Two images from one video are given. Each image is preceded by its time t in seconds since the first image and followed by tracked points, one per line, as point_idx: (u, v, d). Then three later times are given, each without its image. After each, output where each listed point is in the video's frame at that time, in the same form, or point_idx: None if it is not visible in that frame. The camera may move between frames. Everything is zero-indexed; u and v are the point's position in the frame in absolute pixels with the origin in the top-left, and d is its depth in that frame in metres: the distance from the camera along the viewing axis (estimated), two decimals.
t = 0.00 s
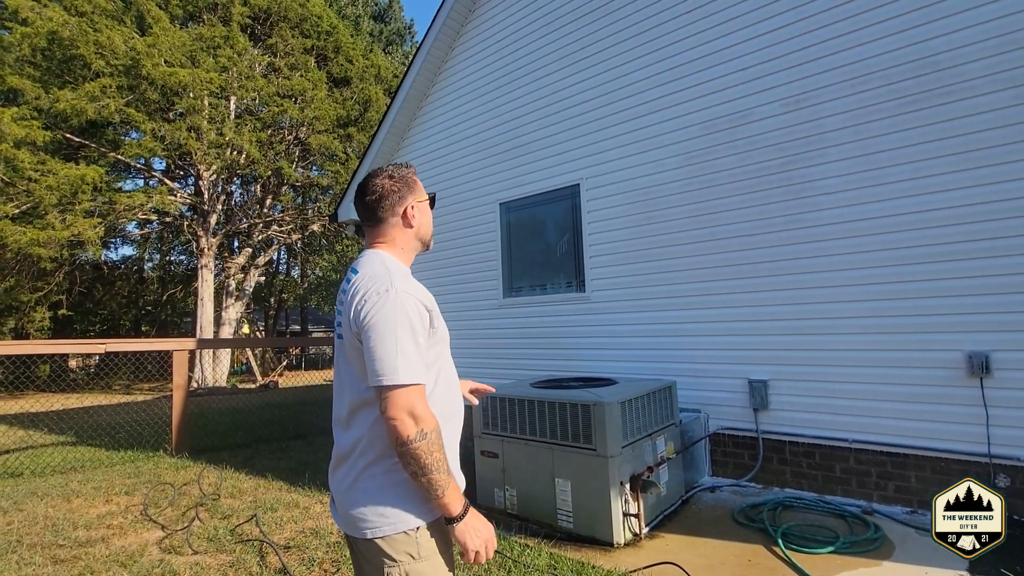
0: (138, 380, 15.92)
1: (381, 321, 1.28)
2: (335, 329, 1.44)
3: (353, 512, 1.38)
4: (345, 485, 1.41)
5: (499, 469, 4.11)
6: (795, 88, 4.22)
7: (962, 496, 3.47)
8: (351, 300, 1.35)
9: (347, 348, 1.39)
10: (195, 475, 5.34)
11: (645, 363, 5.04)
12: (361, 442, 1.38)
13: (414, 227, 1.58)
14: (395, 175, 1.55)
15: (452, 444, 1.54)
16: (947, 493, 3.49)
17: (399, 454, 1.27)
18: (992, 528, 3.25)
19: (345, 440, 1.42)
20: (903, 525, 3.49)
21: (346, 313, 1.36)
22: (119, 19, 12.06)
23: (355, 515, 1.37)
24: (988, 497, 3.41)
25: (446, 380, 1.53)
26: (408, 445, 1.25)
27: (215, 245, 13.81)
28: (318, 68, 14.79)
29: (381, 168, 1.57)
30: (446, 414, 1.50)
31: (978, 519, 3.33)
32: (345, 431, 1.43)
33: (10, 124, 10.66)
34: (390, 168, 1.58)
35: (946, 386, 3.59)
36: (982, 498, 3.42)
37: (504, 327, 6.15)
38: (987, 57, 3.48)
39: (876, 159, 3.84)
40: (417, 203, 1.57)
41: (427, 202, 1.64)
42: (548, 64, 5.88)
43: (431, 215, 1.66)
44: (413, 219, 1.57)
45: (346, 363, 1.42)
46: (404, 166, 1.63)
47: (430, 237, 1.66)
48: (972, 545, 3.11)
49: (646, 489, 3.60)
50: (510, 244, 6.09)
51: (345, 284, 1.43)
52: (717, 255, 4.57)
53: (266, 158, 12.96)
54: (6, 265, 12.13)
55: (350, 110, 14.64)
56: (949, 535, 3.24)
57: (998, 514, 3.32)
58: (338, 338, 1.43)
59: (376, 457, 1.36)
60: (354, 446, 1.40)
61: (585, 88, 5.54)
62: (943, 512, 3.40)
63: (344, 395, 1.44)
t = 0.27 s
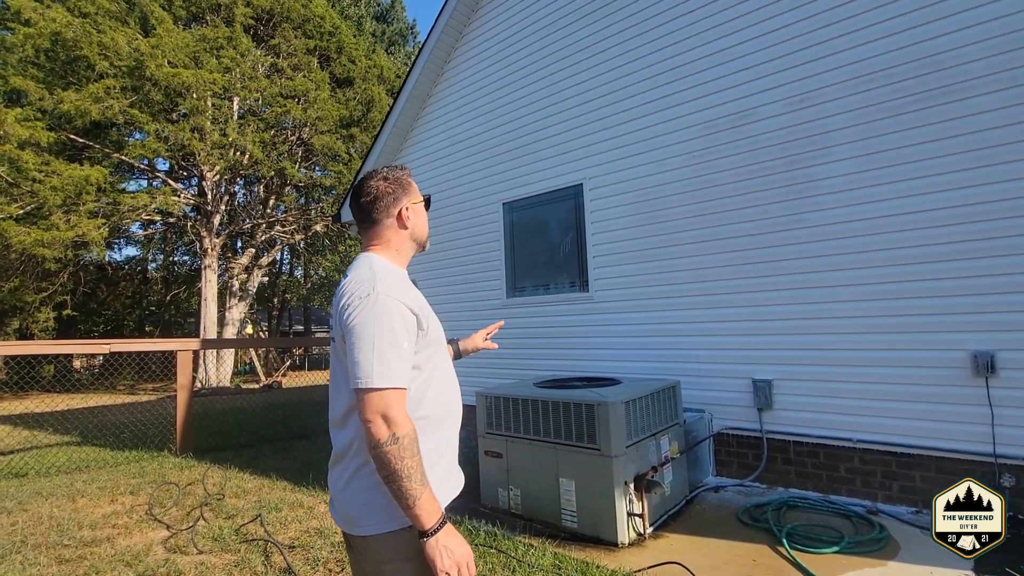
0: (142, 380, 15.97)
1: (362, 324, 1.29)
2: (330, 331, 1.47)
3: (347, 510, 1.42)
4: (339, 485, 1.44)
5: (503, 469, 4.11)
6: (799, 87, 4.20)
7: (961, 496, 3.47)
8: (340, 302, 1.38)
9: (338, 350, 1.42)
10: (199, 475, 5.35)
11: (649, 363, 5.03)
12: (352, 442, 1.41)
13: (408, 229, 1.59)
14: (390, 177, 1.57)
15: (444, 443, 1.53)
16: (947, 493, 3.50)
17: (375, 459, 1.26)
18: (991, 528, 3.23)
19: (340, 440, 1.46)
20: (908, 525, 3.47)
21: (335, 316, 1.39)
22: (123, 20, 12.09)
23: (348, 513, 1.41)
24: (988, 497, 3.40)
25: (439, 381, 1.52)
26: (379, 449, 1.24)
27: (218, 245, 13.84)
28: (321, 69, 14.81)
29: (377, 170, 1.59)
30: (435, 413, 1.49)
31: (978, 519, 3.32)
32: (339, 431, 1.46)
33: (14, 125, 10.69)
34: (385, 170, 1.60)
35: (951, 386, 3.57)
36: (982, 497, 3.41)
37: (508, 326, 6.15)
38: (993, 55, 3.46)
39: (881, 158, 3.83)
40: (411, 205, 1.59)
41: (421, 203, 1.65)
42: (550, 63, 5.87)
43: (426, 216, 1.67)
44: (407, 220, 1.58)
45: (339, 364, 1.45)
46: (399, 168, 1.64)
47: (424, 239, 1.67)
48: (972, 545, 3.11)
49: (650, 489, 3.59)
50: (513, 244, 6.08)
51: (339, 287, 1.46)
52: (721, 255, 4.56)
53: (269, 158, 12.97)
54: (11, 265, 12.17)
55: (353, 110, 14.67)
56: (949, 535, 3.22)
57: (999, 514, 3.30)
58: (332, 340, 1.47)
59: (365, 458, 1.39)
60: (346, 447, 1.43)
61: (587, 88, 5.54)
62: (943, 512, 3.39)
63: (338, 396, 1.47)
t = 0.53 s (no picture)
0: (146, 381, 16.00)
1: (339, 325, 1.30)
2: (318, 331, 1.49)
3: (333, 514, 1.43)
4: (327, 488, 1.46)
5: (506, 470, 4.10)
6: (802, 87, 4.19)
7: (961, 496, 3.47)
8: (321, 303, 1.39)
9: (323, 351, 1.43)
10: (203, 476, 5.36)
11: (652, 364, 5.02)
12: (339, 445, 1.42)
13: (388, 228, 1.59)
14: (369, 178, 1.60)
15: (438, 441, 1.53)
16: (947, 493, 3.48)
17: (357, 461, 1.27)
18: (992, 528, 3.23)
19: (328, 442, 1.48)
20: (912, 526, 3.46)
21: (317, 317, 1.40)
22: (126, 22, 12.14)
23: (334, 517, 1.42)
24: (988, 497, 3.40)
25: (427, 380, 1.51)
26: (360, 452, 1.25)
27: (221, 246, 13.87)
28: (323, 70, 14.84)
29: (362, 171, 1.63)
30: (425, 411, 1.49)
31: (978, 519, 3.31)
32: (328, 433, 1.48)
33: (19, 127, 10.74)
34: (369, 171, 1.63)
35: (956, 386, 3.56)
36: (982, 498, 3.41)
37: (510, 327, 6.15)
38: (997, 54, 3.44)
39: (885, 157, 3.82)
40: (389, 204, 1.59)
41: (406, 202, 1.62)
42: (552, 64, 5.87)
43: (413, 215, 1.63)
44: (386, 219, 1.58)
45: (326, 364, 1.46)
46: (386, 169, 1.65)
47: (413, 238, 1.63)
48: (972, 545, 3.10)
49: (653, 490, 3.58)
50: (515, 244, 6.08)
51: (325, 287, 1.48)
52: (725, 254, 4.55)
53: (272, 159, 13.00)
54: (16, 267, 12.22)
55: (355, 111, 14.70)
56: (949, 535, 3.21)
57: (999, 514, 3.30)
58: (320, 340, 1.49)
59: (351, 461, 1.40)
60: (334, 449, 1.45)
61: (589, 88, 5.54)
62: (943, 512, 3.37)
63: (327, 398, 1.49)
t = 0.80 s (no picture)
0: (148, 383, 16.01)
1: (298, 321, 1.31)
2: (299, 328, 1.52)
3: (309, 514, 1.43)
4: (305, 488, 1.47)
5: (508, 470, 4.10)
6: (803, 86, 4.18)
7: (962, 496, 3.46)
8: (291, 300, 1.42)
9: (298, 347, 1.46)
10: (206, 477, 5.36)
11: (654, 364, 5.01)
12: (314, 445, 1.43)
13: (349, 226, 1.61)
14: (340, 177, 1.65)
15: (418, 445, 1.50)
16: (947, 493, 3.48)
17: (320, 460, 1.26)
18: (992, 528, 3.22)
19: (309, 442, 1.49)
20: (916, 526, 3.45)
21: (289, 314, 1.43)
22: (128, 24, 12.18)
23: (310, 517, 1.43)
24: (988, 497, 3.40)
25: (403, 378, 1.47)
26: (321, 451, 1.24)
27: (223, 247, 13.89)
28: (324, 72, 14.87)
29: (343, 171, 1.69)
30: (401, 413, 1.46)
31: (978, 519, 3.30)
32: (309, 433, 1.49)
33: (21, 129, 10.76)
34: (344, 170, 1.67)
35: (959, 386, 3.55)
36: (982, 497, 3.41)
37: (512, 327, 6.15)
38: (999, 53, 3.43)
39: (886, 157, 3.81)
40: (348, 202, 1.60)
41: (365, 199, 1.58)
42: (553, 64, 5.88)
43: (373, 212, 1.58)
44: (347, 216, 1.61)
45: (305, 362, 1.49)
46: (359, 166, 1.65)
47: (368, 236, 1.56)
48: (972, 545, 3.10)
49: (656, 490, 3.57)
50: (517, 244, 6.08)
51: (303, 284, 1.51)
52: (727, 254, 4.54)
53: (273, 161, 13.02)
54: (18, 269, 12.24)
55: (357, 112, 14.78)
56: (950, 535, 3.20)
57: (998, 514, 3.29)
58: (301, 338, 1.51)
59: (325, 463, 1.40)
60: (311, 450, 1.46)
61: (589, 88, 5.54)
62: (943, 512, 3.36)
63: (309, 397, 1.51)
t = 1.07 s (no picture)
0: (150, 385, 16.02)
1: (255, 322, 1.29)
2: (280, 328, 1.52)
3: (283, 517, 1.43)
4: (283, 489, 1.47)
5: (509, 472, 4.09)
6: (803, 86, 4.18)
7: (962, 496, 3.46)
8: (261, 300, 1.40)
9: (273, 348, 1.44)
10: (206, 479, 5.36)
11: (655, 364, 5.01)
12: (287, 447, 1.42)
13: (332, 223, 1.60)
14: (326, 174, 1.65)
15: (390, 456, 1.43)
16: (948, 493, 3.48)
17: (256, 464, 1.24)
18: (992, 528, 3.22)
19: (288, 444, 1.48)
20: (918, 526, 3.44)
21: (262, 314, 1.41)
22: (129, 27, 12.22)
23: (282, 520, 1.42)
24: (988, 497, 3.40)
25: (374, 382, 1.40)
26: (254, 454, 1.22)
27: (224, 249, 13.90)
28: (324, 73, 14.90)
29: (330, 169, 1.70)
30: (371, 422, 1.39)
31: (978, 519, 3.31)
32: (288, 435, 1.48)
33: (22, 132, 10.78)
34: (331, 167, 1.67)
35: (960, 385, 3.54)
36: (982, 498, 3.41)
37: (512, 328, 6.14)
38: (999, 52, 3.43)
39: (887, 157, 3.80)
40: (331, 199, 1.60)
41: (346, 196, 1.57)
42: (552, 66, 5.89)
43: (353, 209, 1.56)
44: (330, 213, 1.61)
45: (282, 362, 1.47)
46: (344, 164, 1.65)
47: (346, 233, 1.55)
48: (972, 545, 3.11)
49: (657, 491, 3.56)
50: (517, 245, 6.08)
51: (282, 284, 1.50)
52: (728, 254, 4.54)
53: (274, 162, 13.04)
54: (20, 272, 12.26)
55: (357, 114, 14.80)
56: (949, 535, 3.21)
57: (999, 514, 3.29)
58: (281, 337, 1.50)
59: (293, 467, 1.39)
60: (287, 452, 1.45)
61: (589, 89, 5.55)
62: (943, 512, 3.37)
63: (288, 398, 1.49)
